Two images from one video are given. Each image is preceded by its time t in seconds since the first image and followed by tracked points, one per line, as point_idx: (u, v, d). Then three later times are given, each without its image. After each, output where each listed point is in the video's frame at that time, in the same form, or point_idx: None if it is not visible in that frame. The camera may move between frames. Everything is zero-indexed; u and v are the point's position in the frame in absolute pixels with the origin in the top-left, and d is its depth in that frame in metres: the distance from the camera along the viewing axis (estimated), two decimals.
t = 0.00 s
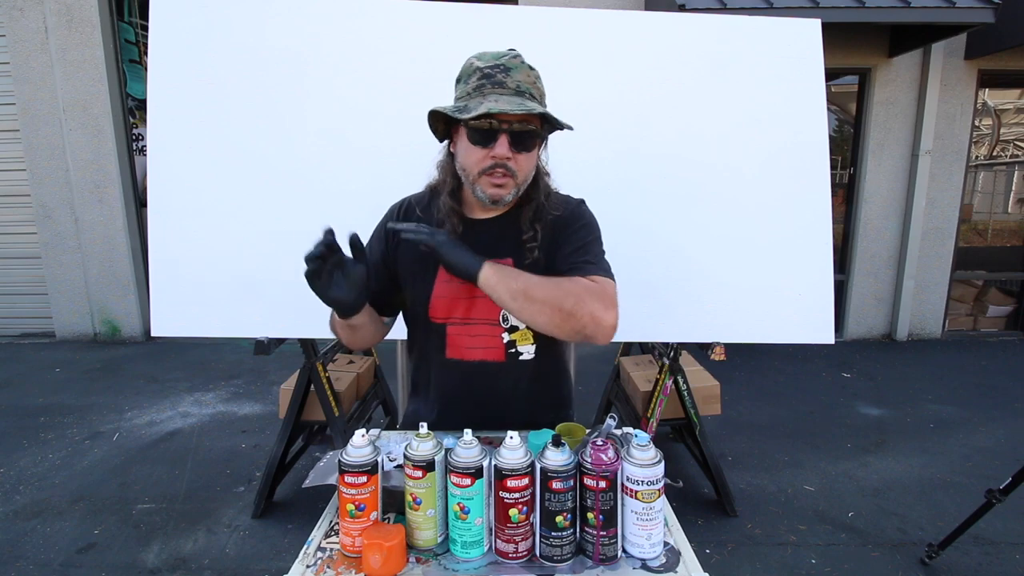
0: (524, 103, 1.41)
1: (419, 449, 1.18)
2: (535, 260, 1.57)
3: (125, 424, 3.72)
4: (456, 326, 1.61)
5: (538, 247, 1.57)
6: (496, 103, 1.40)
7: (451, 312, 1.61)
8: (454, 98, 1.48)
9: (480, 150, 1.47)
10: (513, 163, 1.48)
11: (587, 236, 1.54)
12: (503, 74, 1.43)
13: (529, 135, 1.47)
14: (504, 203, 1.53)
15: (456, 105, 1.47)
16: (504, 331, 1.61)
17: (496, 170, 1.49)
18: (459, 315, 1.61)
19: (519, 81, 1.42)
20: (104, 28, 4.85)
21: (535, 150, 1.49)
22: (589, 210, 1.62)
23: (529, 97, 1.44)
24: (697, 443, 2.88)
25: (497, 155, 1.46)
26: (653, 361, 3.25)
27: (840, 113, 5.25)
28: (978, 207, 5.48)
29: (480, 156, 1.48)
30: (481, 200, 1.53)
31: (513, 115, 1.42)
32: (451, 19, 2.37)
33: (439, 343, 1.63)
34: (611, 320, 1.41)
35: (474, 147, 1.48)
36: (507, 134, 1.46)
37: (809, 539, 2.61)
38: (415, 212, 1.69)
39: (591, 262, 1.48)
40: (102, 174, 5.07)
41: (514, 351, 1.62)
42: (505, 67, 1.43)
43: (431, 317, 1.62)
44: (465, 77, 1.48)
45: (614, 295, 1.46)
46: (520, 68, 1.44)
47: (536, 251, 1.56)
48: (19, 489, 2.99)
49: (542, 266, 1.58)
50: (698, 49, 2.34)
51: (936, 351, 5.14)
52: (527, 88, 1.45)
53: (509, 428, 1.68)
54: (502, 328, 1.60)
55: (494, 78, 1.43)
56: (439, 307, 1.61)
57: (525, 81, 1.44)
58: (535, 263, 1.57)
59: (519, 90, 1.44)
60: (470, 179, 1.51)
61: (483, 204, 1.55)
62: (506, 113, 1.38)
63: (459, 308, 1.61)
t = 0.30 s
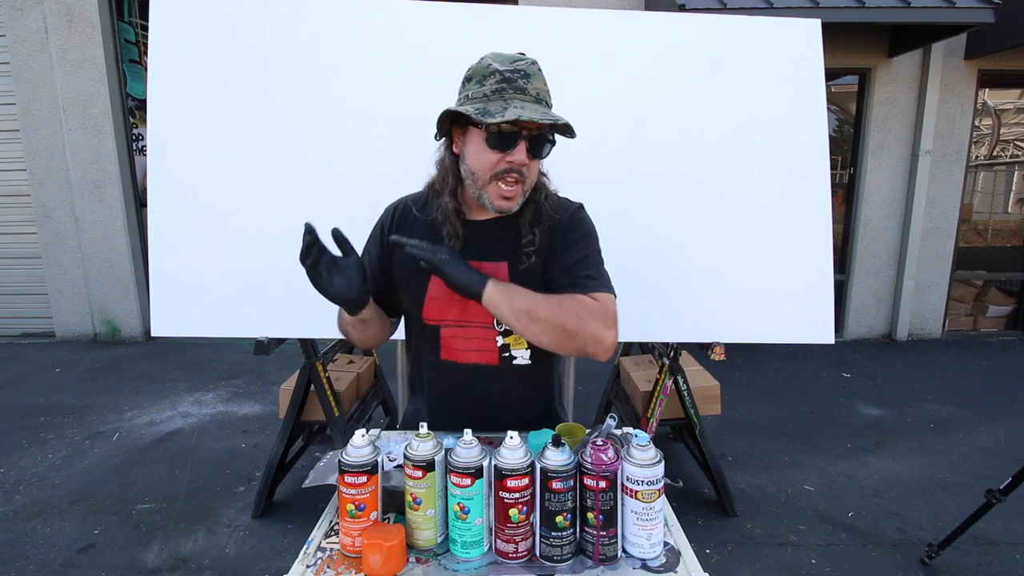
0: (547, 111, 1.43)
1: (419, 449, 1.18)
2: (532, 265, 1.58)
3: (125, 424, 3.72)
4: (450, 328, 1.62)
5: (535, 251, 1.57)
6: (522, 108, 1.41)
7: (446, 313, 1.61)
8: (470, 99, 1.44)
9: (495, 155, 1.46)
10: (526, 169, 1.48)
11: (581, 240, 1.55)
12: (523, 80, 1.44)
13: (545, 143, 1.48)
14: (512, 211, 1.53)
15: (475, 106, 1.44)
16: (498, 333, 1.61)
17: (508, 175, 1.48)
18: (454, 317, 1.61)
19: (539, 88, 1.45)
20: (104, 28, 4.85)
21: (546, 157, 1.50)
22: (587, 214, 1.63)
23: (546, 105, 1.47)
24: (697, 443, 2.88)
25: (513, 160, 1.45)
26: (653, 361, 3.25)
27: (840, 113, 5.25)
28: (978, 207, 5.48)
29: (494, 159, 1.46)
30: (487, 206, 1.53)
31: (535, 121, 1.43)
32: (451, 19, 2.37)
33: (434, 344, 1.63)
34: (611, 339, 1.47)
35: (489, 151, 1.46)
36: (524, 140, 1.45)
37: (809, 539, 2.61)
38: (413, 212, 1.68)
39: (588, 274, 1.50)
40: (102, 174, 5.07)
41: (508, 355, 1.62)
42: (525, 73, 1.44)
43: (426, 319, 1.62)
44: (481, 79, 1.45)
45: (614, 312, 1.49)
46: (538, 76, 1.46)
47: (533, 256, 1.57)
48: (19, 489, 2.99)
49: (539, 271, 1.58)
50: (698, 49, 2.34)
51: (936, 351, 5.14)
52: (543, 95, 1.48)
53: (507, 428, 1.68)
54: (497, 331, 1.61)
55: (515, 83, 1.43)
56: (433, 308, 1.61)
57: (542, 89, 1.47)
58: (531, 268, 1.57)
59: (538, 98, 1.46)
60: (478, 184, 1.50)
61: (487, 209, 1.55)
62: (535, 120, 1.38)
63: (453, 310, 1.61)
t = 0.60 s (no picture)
0: (523, 108, 1.44)
1: (419, 449, 1.18)
2: (539, 264, 1.60)
3: (125, 424, 3.72)
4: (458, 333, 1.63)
5: (540, 251, 1.60)
6: (497, 110, 1.41)
7: (451, 321, 1.62)
8: (442, 109, 1.44)
9: (478, 160, 1.47)
10: (512, 168, 1.49)
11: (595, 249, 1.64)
12: (492, 79, 1.44)
13: (524, 137, 1.50)
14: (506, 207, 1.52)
15: (449, 116, 1.44)
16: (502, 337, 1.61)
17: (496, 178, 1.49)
18: (460, 323, 1.62)
19: (511, 85, 1.44)
20: (104, 28, 4.85)
21: (529, 153, 1.52)
22: (580, 208, 1.69)
23: (519, 101, 1.47)
24: (697, 444, 2.88)
25: (498, 161, 1.46)
26: (652, 361, 3.25)
27: (840, 113, 5.25)
28: (978, 207, 5.48)
29: (478, 165, 1.47)
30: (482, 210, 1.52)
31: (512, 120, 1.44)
32: (451, 19, 2.37)
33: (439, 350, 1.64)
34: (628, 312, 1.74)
35: (471, 157, 1.47)
36: (506, 140, 1.47)
37: (809, 539, 2.61)
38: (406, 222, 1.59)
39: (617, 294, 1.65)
40: (102, 174, 5.07)
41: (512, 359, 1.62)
42: (493, 72, 1.44)
43: (432, 328, 1.61)
44: (450, 87, 1.44)
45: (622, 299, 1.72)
46: (506, 72, 1.46)
47: (539, 255, 1.59)
48: (19, 489, 2.99)
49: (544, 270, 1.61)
50: (698, 49, 2.34)
51: (936, 351, 5.14)
52: (516, 91, 1.48)
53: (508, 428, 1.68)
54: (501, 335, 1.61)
55: (485, 85, 1.43)
56: (438, 318, 1.60)
57: (513, 85, 1.47)
58: (537, 268, 1.60)
59: (511, 94, 1.46)
60: (468, 191, 1.50)
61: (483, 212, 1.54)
62: (513, 119, 1.40)
63: (459, 316, 1.62)
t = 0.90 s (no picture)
0: (519, 114, 1.44)
1: (419, 449, 1.18)
2: (537, 266, 1.61)
3: (125, 424, 3.71)
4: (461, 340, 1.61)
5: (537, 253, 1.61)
6: (493, 118, 1.41)
7: (454, 327, 1.60)
8: (437, 117, 1.44)
9: (475, 169, 1.46)
10: (510, 175, 1.49)
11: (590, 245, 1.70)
12: (487, 86, 1.43)
13: (523, 142, 1.50)
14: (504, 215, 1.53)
15: (444, 124, 1.44)
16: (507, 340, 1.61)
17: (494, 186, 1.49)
18: (463, 328, 1.61)
19: (506, 91, 1.44)
20: (104, 28, 4.85)
21: (527, 158, 1.52)
22: (578, 208, 1.72)
23: (515, 106, 1.47)
24: (697, 444, 2.88)
25: (496, 170, 1.46)
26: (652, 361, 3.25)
27: (840, 113, 5.25)
28: (978, 207, 5.47)
29: (477, 173, 1.46)
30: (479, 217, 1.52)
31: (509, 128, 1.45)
32: (451, 19, 2.37)
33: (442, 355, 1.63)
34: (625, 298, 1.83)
35: (469, 166, 1.46)
36: (502, 147, 1.47)
37: (810, 539, 2.61)
38: (403, 226, 1.58)
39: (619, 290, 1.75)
40: (102, 174, 5.06)
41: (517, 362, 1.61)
42: (488, 78, 1.43)
43: (434, 333, 1.60)
44: (444, 93, 1.44)
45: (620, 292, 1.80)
46: (502, 78, 1.46)
47: (537, 258, 1.60)
48: (19, 489, 2.99)
49: (544, 270, 1.62)
50: (698, 49, 2.34)
51: (936, 351, 5.14)
52: (512, 96, 1.48)
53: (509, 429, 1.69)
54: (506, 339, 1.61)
55: (480, 92, 1.43)
56: (441, 324, 1.59)
57: (509, 90, 1.47)
58: (536, 270, 1.61)
59: (507, 100, 1.46)
60: (466, 199, 1.49)
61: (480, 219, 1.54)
62: (509, 129, 1.40)
63: (462, 321, 1.60)
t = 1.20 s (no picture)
0: (519, 113, 1.44)
1: (419, 449, 1.18)
2: (536, 268, 1.60)
3: (125, 424, 3.71)
4: (457, 340, 1.61)
5: (536, 254, 1.60)
6: (491, 117, 1.41)
7: (450, 326, 1.60)
8: (437, 116, 1.44)
9: (476, 168, 1.46)
10: (511, 175, 1.49)
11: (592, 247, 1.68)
12: (487, 85, 1.43)
13: (523, 141, 1.49)
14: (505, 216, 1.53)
15: (444, 123, 1.44)
16: (503, 342, 1.61)
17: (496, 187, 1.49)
18: (460, 328, 1.61)
19: (506, 90, 1.44)
20: (104, 28, 4.85)
21: (528, 157, 1.51)
22: (580, 210, 1.71)
23: (515, 105, 1.47)
24: (697, 444, 2.88)
25: (496, 169, 1.45)
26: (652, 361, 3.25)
27: (840, 113, 5.25)
28: (978, 207, 5.47)
29: (478, 172, 1.46)
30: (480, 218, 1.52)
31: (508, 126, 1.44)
32: (451, 19, 2.37)
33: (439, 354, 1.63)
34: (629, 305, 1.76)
35: (470, 165, 1.45)
36: (502, 146, 1.46)
37: (809, 539, 2.61)
38: (404, 225, 1.58)
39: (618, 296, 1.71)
40: (102, 174, 5.06)
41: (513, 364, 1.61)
42: (488, 77, 1.43)
43: (431, 332, 1.60)
44: (444, 92, 1.44)
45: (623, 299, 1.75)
46: (502, 76, 1.45)
47: (536, 259, 1.60)
48: (19, 489, 2.99)
49: (542, 272, 1.61)
50: (698, 49, 2.34)
51: (936, 351, 5.14)
52: (512, 94, 1.47)
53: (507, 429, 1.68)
54: (502, 340, 1.61)
55: (480, 91, 1.43)
56: (437, 323, 1.59)
57: (509, 88, 1.46)
58: (534, 271, 1.60)
59: (507, 98, 1.46)
60: (468, 199, 1.49)
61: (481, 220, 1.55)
62: (508, 128, 1.39)
63: (458, 322, 1.60)
